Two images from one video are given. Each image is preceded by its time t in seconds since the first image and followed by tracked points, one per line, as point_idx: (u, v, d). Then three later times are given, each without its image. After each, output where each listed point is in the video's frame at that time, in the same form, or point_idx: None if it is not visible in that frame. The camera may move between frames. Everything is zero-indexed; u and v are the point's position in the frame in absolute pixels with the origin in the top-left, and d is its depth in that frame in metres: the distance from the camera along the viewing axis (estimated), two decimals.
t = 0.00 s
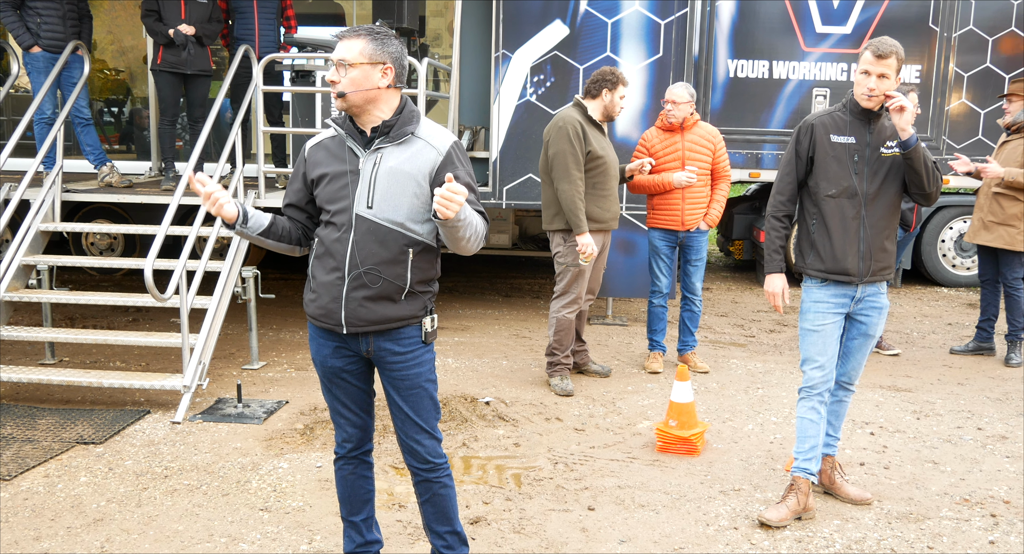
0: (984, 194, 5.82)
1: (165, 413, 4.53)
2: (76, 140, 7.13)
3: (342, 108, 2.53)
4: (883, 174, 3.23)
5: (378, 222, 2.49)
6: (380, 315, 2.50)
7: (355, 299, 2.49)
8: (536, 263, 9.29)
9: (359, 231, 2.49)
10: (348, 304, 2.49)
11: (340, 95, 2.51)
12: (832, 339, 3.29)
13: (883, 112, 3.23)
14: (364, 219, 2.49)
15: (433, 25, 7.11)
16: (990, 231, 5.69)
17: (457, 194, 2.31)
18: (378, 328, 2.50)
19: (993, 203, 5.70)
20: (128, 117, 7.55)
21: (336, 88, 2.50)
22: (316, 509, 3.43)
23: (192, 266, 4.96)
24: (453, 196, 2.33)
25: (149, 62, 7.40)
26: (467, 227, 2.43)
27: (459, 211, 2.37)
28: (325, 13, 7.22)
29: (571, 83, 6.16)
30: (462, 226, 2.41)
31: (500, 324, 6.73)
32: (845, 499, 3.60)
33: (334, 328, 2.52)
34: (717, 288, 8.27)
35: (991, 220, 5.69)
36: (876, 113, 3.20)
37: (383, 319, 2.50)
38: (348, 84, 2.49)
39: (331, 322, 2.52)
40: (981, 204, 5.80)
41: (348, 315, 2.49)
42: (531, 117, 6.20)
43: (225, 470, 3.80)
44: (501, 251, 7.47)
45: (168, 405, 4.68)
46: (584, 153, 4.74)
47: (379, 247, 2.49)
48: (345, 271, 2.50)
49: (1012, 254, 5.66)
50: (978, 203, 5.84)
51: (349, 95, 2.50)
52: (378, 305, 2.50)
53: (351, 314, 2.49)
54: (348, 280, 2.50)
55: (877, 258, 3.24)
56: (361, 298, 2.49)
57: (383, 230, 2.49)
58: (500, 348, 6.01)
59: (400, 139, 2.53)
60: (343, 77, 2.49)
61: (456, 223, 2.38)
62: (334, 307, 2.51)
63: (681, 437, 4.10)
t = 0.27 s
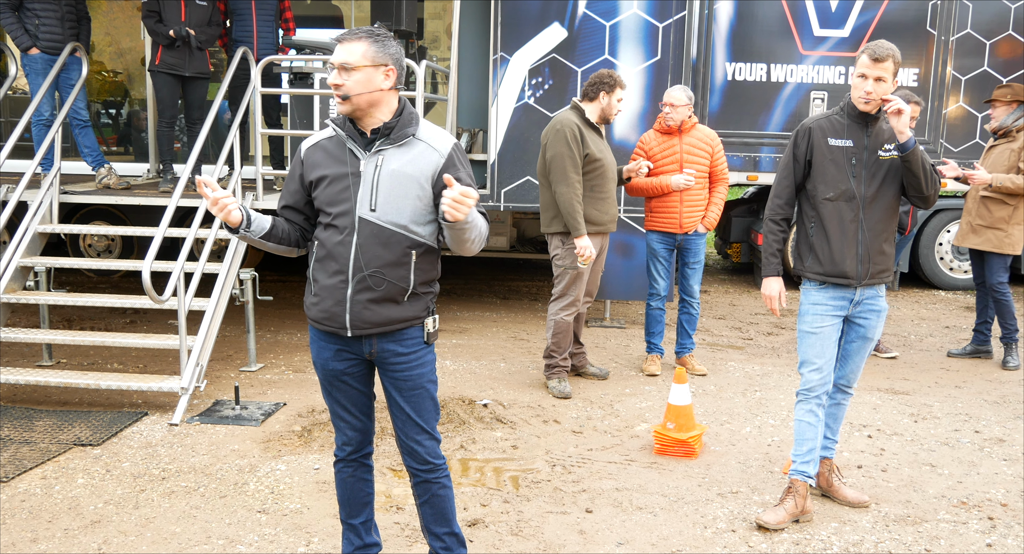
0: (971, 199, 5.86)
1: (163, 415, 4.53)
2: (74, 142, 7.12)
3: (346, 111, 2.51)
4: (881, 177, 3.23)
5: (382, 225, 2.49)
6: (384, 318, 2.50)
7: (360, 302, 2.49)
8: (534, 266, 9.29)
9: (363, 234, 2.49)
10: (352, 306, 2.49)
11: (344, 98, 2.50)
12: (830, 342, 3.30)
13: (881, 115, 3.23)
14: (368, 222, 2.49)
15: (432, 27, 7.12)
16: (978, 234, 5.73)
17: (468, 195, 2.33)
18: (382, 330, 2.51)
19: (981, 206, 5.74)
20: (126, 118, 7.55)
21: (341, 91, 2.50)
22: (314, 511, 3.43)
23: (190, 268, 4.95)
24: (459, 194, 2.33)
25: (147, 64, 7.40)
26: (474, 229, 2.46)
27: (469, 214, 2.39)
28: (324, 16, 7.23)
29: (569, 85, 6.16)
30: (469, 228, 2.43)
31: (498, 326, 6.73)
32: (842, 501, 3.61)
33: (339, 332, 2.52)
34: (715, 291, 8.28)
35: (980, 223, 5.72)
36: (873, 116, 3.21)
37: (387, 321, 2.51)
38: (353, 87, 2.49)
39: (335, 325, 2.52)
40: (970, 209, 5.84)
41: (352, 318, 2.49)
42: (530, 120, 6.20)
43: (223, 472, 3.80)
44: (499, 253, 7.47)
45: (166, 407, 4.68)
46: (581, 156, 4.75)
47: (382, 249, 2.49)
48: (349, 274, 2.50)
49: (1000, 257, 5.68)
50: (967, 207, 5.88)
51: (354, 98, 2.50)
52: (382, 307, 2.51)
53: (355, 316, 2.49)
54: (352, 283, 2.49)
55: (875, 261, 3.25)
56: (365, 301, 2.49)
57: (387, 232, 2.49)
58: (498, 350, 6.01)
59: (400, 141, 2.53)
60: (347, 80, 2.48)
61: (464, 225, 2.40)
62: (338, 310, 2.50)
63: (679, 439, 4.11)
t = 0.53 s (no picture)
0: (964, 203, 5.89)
1: (161, 416, 4.53)
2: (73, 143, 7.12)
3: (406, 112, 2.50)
4: (881, 179, 3.24)
5: (412, 225, 2.52)
6: (418, 317, 2.53)
7: (397, 303, 2.50)
8: (532, 267, 9.29)
9: (397, 234, 2.49)
10: (390, 308, 2.49)
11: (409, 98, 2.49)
12: (830, 344, 3.30)
13: (880, 117, 3.24)
14: (399, 223, 2.50)
15: (431, 29, 7.12)
16: (971, 237, 5.76)
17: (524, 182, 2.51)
18: (416, 329, 2.54)
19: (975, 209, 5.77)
20: (125, 119, 7.54)
21: (407, 92, 2.47)
22: (313, 513, 3.43)
23: (189, 269, 4.95)
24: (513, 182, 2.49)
25: (146, 65, 7.39)
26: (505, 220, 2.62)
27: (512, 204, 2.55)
28: (323, 17, 7.23)
29: (568, 87, 6.17)
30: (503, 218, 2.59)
31: (496, 327, 6.73)
32: (841, 503, 3.60)
33: (373, 335, 2.48)
34: (713, 293, 8.28)
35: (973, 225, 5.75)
36: (872, 118, 3.22)
37: (419, 319, 2.54)
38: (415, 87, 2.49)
39: (370, 330, 2.48)
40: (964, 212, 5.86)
41: (390, 320, 2.48)
42: (529, 121, 6.21)
43: (221, 473, 3.79)
44: (497, 254, 7.47)
45: (164, 408, 4.67)
46: (580, 157, 4.75)
47: (414, 250, 2.52)
48: (385, 276, 2.48)
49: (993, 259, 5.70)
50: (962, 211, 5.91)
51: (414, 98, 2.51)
52: (415, 306, 2.54)
53: (392, 319, 2.49)
54: (388, 286, 2.48)
55: (875, 262, 3.25)
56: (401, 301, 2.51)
57: (416, 232, 2.53)
58: (497, 351, 6.01)
59: (415, 142, 2.57)
60: (411, 81, 2.47)
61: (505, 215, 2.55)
62: (374, 314, 2.47)
63: (677, 441, 4.11)
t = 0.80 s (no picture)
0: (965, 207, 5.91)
1: (160, 417, 4.52)
2: (72, 144, 7.12)
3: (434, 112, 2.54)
4: (881, 182, 3.24)
5: (446, 224, 2.59)
6: (445, 314, 2.60)
7: (438, 301, 2.54)
8: (531, 269, 9.29)
9: (438, 234, 2.54)
10: (432, 307, 2.52)
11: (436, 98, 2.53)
12: (830, 347, 3.30)
13: (879, 120, 3.24)
14: (438, 223, 2.55)
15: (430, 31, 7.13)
16: (966, 239, 5.79)
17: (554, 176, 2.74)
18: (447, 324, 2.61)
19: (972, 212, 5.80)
20: (124, 120, 7.54)
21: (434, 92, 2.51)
22: (311, 514, 3.43)
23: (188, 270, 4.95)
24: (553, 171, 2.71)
25: (146, 66, 7.40)
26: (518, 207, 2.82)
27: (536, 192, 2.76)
28: (322, 19, 7.24)
29: (567, 89, 6.17)
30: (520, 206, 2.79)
31: (496, 330, 6.72)
32: (840, 506, 3.60)
33: (415, 336, 2.49)
34: (712, 295, 8.29)
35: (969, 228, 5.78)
36: (872, 121, 3.22)
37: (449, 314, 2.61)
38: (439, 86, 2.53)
39: (416, 330, 2.49)
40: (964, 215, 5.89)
41: (433, 319, 2.52)
42: (528, 123, 6.22)
43: (220, 475, 3.79)
44: (496, 256, 7.47)
45: (163, 409, 4.67)
46: (579, 159, 4.75)
47: (448, 248, 2.59)
48: (429, 276, 2.50)
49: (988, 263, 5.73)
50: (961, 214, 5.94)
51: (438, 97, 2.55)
52: (447, 301, 2.60)
53: (434, 317, 2.53)
54: (432, 285, 2.52)
55: (874, 265, 3.25)
56: (440, 299, 2.56)
57: (448, 231, 2.60)
58: (496, 353, 6.01)
59: (434, 142, 2.61)
60: (437, 81, 2.50)
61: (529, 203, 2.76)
62: (420, 315, 2.49)
63: (676, 443, 4.10)
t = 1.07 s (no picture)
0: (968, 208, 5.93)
1: (159, 419, 4.52)
2: (71, 145, 7.12)
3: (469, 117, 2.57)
4: (881, 185, 3.24)
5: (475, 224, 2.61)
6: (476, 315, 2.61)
7: (471, 301, 2.56)
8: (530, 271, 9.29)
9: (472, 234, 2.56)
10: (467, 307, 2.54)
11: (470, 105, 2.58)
12: (829, 350, 3.30)
13: (879, 123, 3.24)
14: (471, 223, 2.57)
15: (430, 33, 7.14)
16: (966, 241, 5.83)
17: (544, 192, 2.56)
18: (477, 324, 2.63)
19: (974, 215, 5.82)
20: (123, 122, 7.54)
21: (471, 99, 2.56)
22: (310, 517, 3.42)
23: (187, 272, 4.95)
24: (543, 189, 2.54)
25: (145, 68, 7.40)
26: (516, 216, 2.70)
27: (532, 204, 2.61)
28: (322, 21, 7.25)
29: (567, 92, 6.18)
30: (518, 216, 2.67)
31: (495, 332, 6.72)
32: (839, 508, 3.60)
33: (451, 337, 2.50)
34: (711, 297, 8.29)
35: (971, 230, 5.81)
36: (872, 124, 3.22)
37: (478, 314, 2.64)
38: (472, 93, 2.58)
39: (453, 331, 2.50)
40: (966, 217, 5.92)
41: (468, 319, 2.54)
42: (528, 125, 6.22)
43: (219, 477, 3.79)
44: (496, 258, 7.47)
45: (162, 411, 4.67)
46: (579, 161, 4.75)
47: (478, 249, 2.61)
48: (465, 277, 2.52)
49: (989, 266, 5.75)
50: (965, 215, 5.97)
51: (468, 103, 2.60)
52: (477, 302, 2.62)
53: (469, 317, 2.55)
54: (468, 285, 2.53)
55: (874, 268, 3.26)
56: (473, 299, 2.58)
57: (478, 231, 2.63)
58: (496, 356, 6.01)
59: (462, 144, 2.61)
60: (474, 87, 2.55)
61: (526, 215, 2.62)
62: (457, 316, 2.50)
63: (676, 446, 4.10)
